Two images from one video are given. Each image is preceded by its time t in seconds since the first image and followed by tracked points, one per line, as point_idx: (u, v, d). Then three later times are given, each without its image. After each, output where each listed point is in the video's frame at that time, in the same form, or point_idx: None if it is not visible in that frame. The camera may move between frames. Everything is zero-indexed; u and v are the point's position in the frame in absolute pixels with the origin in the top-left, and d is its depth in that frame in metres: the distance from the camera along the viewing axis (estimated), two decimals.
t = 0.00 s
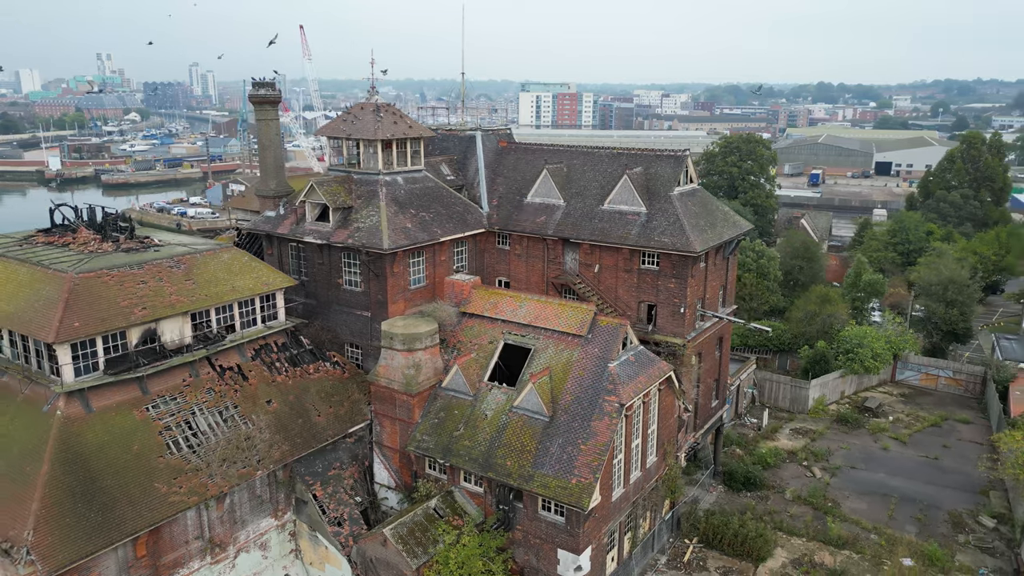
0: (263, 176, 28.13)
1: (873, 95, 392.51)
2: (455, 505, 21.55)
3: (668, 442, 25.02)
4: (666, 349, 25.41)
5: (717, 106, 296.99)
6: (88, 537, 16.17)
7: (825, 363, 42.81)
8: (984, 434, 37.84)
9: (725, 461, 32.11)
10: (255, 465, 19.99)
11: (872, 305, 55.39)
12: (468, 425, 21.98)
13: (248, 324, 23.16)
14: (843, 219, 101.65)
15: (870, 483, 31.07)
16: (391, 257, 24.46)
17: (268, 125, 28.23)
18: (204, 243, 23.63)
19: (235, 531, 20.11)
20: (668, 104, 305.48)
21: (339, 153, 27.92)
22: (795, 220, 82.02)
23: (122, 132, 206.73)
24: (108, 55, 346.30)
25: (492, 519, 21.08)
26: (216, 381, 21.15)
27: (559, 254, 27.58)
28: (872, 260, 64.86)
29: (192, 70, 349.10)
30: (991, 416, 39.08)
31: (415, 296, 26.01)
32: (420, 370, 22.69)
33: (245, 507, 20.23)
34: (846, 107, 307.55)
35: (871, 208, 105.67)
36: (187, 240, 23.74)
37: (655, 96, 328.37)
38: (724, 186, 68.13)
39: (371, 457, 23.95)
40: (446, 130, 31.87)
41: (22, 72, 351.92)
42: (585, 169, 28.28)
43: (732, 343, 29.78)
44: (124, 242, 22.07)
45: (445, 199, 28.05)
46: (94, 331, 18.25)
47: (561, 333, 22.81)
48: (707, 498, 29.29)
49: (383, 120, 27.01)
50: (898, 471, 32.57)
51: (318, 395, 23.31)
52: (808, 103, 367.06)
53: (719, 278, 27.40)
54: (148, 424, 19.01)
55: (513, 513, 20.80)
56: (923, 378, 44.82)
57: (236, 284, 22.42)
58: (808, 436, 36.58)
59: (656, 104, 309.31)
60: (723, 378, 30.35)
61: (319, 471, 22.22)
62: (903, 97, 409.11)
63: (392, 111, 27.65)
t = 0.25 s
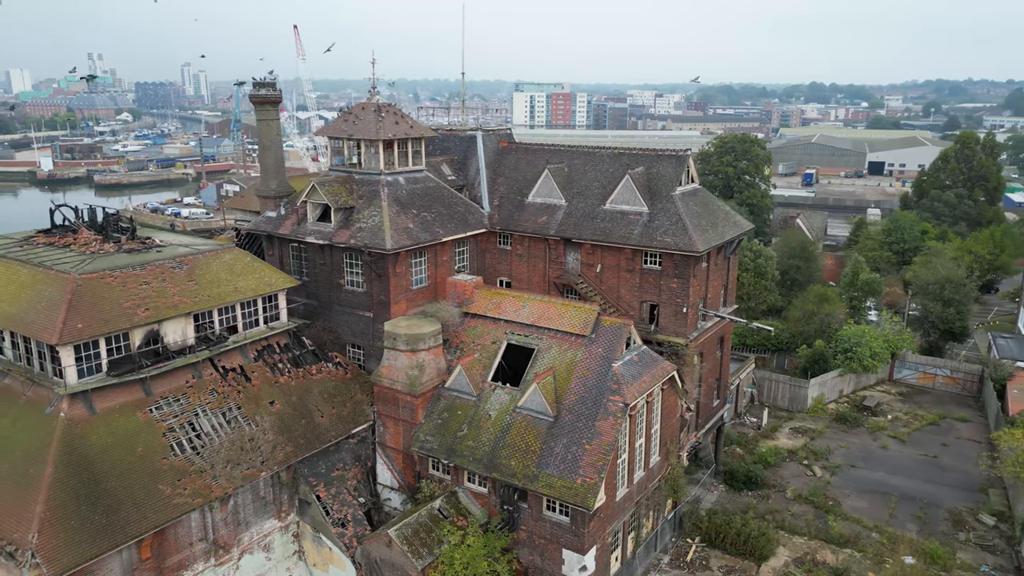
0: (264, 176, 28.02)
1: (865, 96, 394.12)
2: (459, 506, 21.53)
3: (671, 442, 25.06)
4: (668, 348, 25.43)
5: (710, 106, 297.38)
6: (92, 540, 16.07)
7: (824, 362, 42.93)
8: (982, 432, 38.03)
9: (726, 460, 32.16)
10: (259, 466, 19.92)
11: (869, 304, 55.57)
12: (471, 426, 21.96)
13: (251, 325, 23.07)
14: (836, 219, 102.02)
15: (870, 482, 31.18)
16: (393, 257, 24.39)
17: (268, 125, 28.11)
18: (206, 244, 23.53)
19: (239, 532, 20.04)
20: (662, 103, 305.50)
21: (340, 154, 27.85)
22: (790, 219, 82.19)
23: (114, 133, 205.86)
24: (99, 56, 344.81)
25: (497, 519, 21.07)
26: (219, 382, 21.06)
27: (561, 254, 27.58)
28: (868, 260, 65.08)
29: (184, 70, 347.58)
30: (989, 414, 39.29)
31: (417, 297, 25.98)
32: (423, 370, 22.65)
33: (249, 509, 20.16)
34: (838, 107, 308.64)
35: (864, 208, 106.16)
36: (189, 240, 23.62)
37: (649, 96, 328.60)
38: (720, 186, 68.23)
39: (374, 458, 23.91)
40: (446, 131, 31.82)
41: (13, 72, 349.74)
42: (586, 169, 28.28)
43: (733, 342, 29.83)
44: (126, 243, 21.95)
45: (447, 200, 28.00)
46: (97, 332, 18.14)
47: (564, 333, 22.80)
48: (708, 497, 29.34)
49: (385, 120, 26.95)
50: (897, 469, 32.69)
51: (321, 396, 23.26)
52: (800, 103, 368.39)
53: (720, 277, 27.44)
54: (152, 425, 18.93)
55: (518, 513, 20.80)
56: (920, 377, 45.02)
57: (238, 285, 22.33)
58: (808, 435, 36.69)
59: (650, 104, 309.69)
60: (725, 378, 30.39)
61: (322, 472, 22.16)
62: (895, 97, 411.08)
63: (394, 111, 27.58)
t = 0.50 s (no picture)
0: (265, 176, 27.92)
1: (857, 95, 396.02)
2: (464, 506, 21.51)
3: (673, 441, 25.10)
4: (671, 348, 25.47)
5: (703, 106, 298.12)
6: (98, 543, 15.97)
7: (822, 361, 43.11)
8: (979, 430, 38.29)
9: (727, 459, 32.24)
10: (264, 468, 19.84)
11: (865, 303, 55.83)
12: (476, 426, 21.94)
13: (253, 326, 22.98)
14: (830, 218, 102.47)
15: (870, 480, 31.33)
16: (396, 258, 24.35)
17: (269, 125, 28.01)
18: (208, 245, 23.43)
19: (243, 534, 19.96)
20: (655, 103, 306.16)
21: (342, 154, 27.78)
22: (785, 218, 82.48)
23: (105, 133, 204.73)
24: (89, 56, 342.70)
25: (502, 520, 21.06)
26: (223, 383, 20.96)
27: (563, 254, 27.58)
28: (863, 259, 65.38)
29: (175, 70, 345.83)
30: (986, 412, 39.53)
31: (419, 297, 25.93)
32: (427, 371, 22.61)
33: (253, 511, 20.08)
34: (830, 107, 310.07)
35: (857, 207, 106.68)
36: (191, 241, 23.50)
37: (642, 96, 329.18)
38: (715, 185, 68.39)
39: (377, 459, 23.85)
40: (446, 131, 31.77)
41: (0, 72, 347.15)
42: (587, 169, 28.32)
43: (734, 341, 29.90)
44: (128, 244, 21.83)
45: (448, 200, 27.97)
46: (101, 333, 18.03)
47: (568, 333, 22.79)
48: (710, 496, 29.41)
49: (387, 121, 26.90)
50: (897, 468, 32.87)
51: (325, 397, 23.18)
52: (788, 103, 370.08)
53: (722, 277, 27.52)
54: (156, 427, 18.82)
55: (523, 514, 20.79)
56: (917, 375, 45.28)
57: (241, 285, 22.23)
58: (807, 434, 36.83)
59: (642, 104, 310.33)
60: (726, 377, 30.46)
61: (326, 473, 22.09)
62: (887, 97, 413.22)
63: (395, 111, 27.53)
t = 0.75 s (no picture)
0: (265, 176, 27.81)
1: (849, 95, 397.46)
2: (468, 506, 21.50)
3: (676, 441, 25.14)
4: (673, 347, 25.52)
5: (696, 106, 298.79)
6: (104, 544, 15.88)
7: (820, 360, 43.26)
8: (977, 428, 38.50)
9: (727, 457, 32.31)
10: (268, 469, 19.77)
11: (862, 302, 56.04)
12: (479, 426, 21.92)
13: (256, 326, 22.90)
14: (824, 218, 102.83)
15: (870, 478, 31.45)
16: (399, 258, 24.31)
17: (269, 125, 27.89)
18: (210, 245, 23.34)
19: (247, 536, 19.89)
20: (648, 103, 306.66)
21: (343, 154, 27.71)
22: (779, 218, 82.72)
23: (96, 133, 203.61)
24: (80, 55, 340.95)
25: (506, 520, 21.05)
26: (226, 384, 20.89)
27: (565, 254, 27.59)
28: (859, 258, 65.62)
29: (168, 70, 344.39)
30: (983, 410, 39.74)
31: (422, 297, 25.90)
32: (430, 371, 22.59)
33: (257, 512, 20.02)
34: (822, 107, 311.24)
35: (850, 207, 107.09)
36: (192, 242, 23.39)
37: (635, 96, 329.56)
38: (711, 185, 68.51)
39: (380, 460, 23.82)
40: (447, 131, 31.71)
41: None
42: (589, 169, 28.34)
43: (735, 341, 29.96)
44: (129, 245, 21.72)
45: (449, 200, 27.93)
46: (105, 334, 17.94)
47: (572, 333, 22.80)
48: (711, 495, 29.46)
49: (388, 120, 26.84)
50: (896, 466, 33.01)
51: (327, 397, 23.14)
52: (781, 102, 371.27)
53: (723, 276, 27.58)
54: (160, 428, 18.74)
55: (528, 513, 20.79)
56: (914, 374, 45.50)
57: (243, 286, 22.15)
58: (806, 433, 36.95)
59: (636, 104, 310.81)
60: (726, 376, 30.53)
61: (329, 473, 22.04)
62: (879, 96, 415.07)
63: (396, 111, 27.47)
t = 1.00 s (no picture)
0: (266, 176, 27.70)
1: (841, 95, 399.05)
2: (473, 507, 21.46)
3: (679, 440, 25.18)
4: (676, 347, 25.57)
5: (689, 106, 299.50)
6: (109, 547, 15.78)
7: (819, 359, 43.42)
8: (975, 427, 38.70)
9: (728, 457, 32.36)
10: (272, 470, 19.69)
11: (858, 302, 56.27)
12: (483, 426, 21.90)
13: (259, 327, 22.82)
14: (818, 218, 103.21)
15: (870, 477, 31.57)
16: (401, 258, 24.27)
17: (270, 125, 27.76)
18: (212, 246, 23.23)
19: (251, 537, 19.82)
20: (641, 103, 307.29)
21: (344, 154, 27.64)
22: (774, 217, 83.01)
23: (88, 133, 202.62)
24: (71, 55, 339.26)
25: (511, 520, 21.04)
26: (229, 385, 20.81)
27: (567, 254, 27.61)
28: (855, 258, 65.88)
29: (159, 70, 342.80)
30: (980, 408, 39.97)
31: (424, 297, 25.87)
32: (434, 371, 22.56)
33: (261, 513, 19.94)
34: (815, 107, 312.41)
35: (844, 207, 107.49)
36: (194, 242, 23.27)
37: (628, 96, 330.24)
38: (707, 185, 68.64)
39: (383, 460, 23.77)
40: (447, 131, 31.66)
41: None
42: (590, 169, 28.36)
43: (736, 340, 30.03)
44: (131, 245, 21.60)
45: (451, 200, 27.90)
46: (109, 335, 17.84)
47: (575, 333, 22.80)
48: (713, 494, 29.52)
49: (390, 120, 26.79)
50: (895, 464, 33.15)
51: (331, 398, 23.08)
52: (774, 102, 372.50)
53: (725, 276, 27.64)
54: (164, 430, 18.65)
55: (532, 514, 20.79)
56: (912, 373, 45.71)
57: (246, 286, 22.07)
58: (806, 432, 37.06)
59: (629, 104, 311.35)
60: (727, 375, 30.59)
61: (333, 475, 21.98)
62: (871, 96, 416.73)
63: (398, 111, 27.40)
